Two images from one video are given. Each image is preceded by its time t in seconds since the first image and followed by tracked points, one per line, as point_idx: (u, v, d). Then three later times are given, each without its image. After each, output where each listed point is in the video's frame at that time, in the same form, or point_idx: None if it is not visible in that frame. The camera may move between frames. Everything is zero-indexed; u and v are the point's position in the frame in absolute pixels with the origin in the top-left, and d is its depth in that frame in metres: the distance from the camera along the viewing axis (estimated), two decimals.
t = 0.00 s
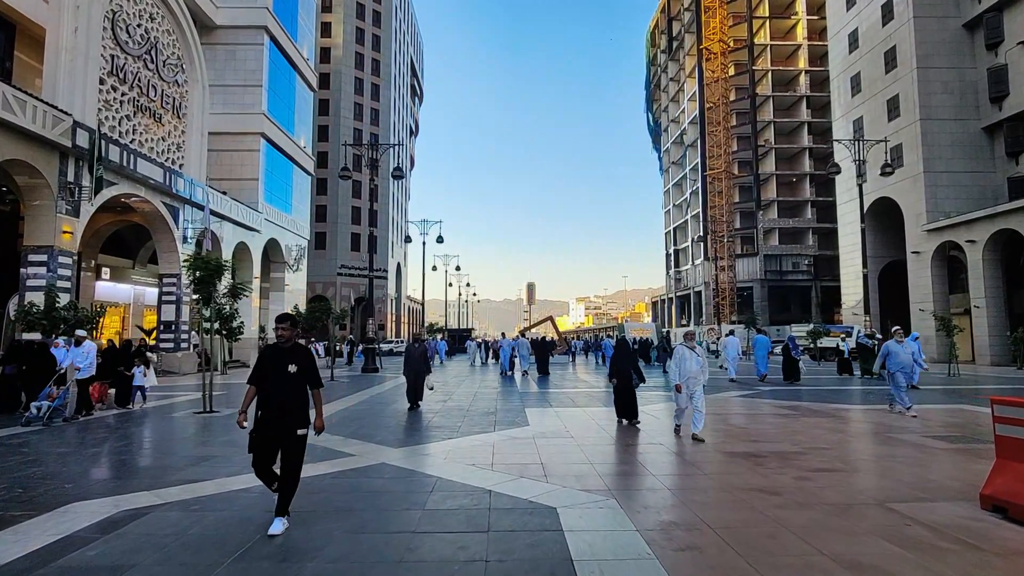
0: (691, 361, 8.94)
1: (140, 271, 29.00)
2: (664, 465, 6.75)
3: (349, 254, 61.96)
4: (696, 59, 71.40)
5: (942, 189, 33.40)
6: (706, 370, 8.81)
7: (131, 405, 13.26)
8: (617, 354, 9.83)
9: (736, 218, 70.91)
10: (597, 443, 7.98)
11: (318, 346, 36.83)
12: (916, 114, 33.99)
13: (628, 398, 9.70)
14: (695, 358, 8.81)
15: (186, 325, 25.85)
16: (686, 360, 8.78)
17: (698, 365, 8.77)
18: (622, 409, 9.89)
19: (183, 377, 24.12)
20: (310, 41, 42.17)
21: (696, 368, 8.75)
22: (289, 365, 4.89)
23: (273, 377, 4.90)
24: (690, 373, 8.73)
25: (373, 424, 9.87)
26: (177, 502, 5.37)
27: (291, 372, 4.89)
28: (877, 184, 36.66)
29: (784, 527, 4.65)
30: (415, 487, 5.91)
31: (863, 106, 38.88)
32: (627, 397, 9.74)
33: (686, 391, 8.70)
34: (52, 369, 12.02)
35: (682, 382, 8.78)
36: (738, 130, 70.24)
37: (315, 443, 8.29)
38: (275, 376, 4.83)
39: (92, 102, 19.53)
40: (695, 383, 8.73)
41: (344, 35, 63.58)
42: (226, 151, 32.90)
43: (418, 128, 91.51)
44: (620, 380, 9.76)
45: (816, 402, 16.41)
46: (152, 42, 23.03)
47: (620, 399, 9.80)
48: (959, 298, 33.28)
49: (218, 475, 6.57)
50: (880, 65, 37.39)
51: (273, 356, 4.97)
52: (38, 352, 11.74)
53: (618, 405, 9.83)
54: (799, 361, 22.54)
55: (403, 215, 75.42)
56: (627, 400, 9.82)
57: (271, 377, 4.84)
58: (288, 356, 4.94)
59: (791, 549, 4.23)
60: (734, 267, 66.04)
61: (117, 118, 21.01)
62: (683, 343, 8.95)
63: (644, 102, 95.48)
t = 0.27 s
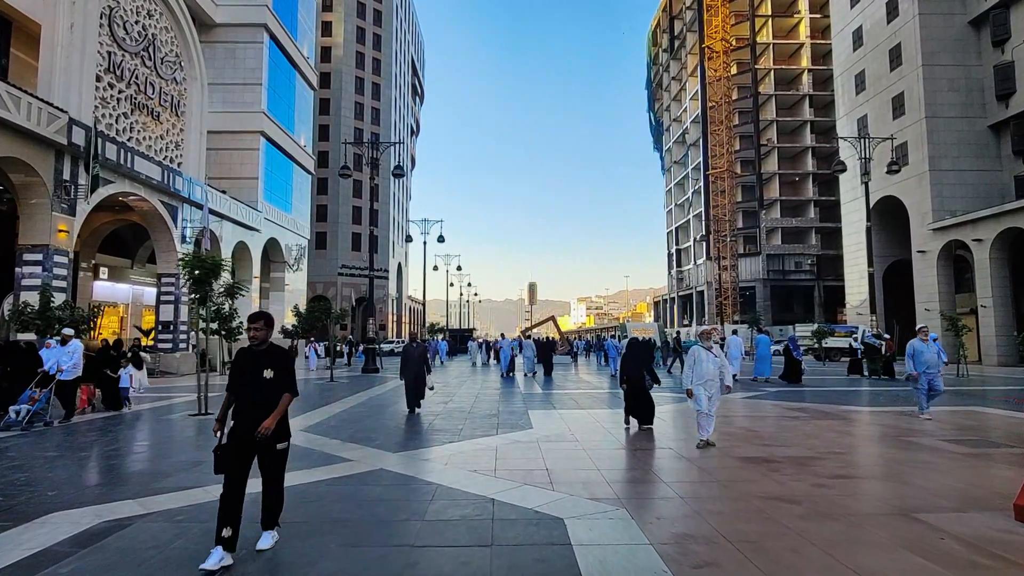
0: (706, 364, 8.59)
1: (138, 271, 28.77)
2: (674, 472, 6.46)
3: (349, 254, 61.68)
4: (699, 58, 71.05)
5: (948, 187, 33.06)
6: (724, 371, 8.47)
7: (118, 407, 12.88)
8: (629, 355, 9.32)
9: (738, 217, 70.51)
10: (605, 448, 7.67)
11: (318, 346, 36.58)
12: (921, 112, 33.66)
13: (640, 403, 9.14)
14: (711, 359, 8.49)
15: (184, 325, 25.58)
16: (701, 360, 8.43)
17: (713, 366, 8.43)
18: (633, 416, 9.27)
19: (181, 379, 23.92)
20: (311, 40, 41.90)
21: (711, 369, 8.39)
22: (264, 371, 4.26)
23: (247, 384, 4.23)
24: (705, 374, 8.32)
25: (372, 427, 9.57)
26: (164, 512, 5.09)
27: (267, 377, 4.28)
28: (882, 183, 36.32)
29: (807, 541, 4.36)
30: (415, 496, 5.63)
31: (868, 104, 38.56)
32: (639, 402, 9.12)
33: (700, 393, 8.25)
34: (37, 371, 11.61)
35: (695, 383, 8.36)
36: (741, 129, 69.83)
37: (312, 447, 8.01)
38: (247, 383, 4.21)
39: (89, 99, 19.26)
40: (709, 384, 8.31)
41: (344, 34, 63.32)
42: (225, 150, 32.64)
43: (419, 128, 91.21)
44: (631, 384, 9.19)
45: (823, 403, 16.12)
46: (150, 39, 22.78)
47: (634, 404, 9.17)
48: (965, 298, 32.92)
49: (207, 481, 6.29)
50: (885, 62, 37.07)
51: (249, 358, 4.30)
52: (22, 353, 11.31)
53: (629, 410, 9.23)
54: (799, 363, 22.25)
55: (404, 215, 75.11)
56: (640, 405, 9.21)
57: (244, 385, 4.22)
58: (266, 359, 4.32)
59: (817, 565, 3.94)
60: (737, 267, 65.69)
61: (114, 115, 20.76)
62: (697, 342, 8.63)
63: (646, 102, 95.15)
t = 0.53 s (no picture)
0: (723, 366, 7.96)
1: (137, 271, 28.59)
2: (684, 477, 6.16)
3: (350, 254, 61.43)
4: (700, 57, 70.67)
5: (954, 186, 32.70)
6: (742, 374, 7.83)
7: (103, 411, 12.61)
8: (640, 356, 8.77)
9: (741, 217, 70.14)
10: (610, 453, 7.36)
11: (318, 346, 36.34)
12: (927, 109, 33.32)
13: (649, 408, 8.56)
14: (727, 362, 7.80)
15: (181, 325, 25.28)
16: (716, 364, 7.78)
17: (729, 370, 7.78)
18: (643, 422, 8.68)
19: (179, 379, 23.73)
20: (311, 38, 41.61)
21: (727, 374, 7.76)
22: (220, 375, 3.62)
23: (200, 394, 3.57)
24: (720, 379, 7.72)
25: (369, 430, 9.28)
26: (144, 522, 4.81)
27: (223, 381, 3.64)
28: (887, 181, 35.98)
29: (831, 556, 4.05)
30: (412, 504, 5.34)
31: (872, 102, 38.23)
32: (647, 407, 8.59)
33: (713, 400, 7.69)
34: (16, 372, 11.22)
35: (710, 389, 7.78)
36: (743, 128, 69.50)
37: (306, 450, 7.72)
38: (202, 390, 3.58)
39: (84, 96, 18.97)
40: (724, 391, 7.74)
41: (345, 33, 63.10)
42: (223, 149, 32.37)
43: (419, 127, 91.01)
44: (642, 387, 8.63)
45: (831, 405, 15.79)
46: (147, 36, 22.52)
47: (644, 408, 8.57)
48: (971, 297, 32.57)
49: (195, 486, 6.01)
50: (889, 60, 36.75)
51: (195, 361, 3.69)
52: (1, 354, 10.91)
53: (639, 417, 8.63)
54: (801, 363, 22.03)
55: (405, 215, 74.86)
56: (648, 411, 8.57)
57: (196, 393, 3.59)
58: (222, 360, 3.68)
59: None
60: (739, 267, 65.41)
61: (111, 112, 20.49)
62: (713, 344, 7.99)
63: (647, 101, 94.92)
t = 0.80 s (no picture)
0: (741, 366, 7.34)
1: (134, 270, 28.32)
2: (695, 485, 5.82)
3: (350, 253, 61.17)
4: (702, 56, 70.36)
5: (959, 184, 32.34)
6: (761, 374, 7.23)
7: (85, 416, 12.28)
8: (646, 359, 8.38)
9: (743, 216, 69.79)
10: (616, 458, 7.03)
11: (318, 346, 36.03)
12: (932, 107, 32.96)
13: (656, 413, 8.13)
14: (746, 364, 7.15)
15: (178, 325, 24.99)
16: (733, 365, 7.20)
17: (748, 371, 7.14)
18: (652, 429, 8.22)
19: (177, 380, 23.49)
20: (310, 36, 41.31)
21: (746, 376, 7.15)
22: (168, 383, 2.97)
23: (145, 404, 2.93)
24: (738, 382, 7.15)
25: (365, 433, 8.95)
26: (123, 533, 4.52)
27: (173, 390, 2.98)
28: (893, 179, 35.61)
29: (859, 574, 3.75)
30: (407, 514, 5.04)
31: (877, 100, 37.89)
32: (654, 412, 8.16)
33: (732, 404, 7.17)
34: None
35: (729, 392, 7.22)
36: (745, 127, 69.16)
37: (298, 455, 7.40)
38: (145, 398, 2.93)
39: (79, 92, 18.69)
40: (744, 394, 7.16)
41: (345, 32, 62.85)
42: (222, 147, 32.09)
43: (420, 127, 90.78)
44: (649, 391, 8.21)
45: (839, 406, 15.48)
46: (144, 32, 22.24)
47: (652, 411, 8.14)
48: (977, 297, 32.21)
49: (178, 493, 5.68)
50: (894, 57, 36.42)
51: (138, 363, 3.02)
52: None
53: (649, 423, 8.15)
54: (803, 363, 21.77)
55: (405, 215, 74.57)
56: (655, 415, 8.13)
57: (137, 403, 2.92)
58: (172, 364, 3.04)
59: None
60: (741, 266, 65.10)
61: (106, 109, 20.21)
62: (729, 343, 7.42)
63: (649, 100, 94.64)
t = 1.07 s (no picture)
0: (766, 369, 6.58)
1: (131, 269, 28.03)
2: (708, 493, 5.52)
3: (350, 253, 60.85)
4: (704, 54, 70.00)
5: (965, 182, 32.01)
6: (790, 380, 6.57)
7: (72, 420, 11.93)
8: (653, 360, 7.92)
9: (745, 215, 69.43)
10: (623, 463, 6.75)
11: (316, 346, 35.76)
12: (937, 104, 32.65)
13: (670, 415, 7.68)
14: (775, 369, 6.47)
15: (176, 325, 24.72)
16: (761, 371, 6.48)
17: (777, 377, 6.46)
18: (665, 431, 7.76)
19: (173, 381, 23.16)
20: (310, 34, 41.03)
21: (776, 382, 6.46)
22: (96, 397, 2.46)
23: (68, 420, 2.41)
24: (766, 389, 6.44)
25: (362, 437, 8.64)
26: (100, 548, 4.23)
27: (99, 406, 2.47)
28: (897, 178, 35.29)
29: None
30: (405, 525, 4.73)
31: (881, 98, 37.56)
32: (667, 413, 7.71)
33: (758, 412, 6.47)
34: None
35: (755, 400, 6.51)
36: (747, 126, 68.85)
37: (292, 460, 7.10)
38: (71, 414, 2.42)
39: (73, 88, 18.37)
40: (772, 403, 6.46)
41: (345, 30, 62.50)
42: (220, 145, 31.79)
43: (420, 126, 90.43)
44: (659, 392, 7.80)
45: (846, 407, 15.18)
46: (140, 27, 21.93)
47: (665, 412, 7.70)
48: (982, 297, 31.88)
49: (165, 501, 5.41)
50: (898, 54, 36.10)
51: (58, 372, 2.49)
52: None
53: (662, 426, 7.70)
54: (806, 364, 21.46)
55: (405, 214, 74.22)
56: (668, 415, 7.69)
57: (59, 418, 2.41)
58: (99, 374, 2.52)
59: None
60: (743, 266, 64.78)
61: (101, 106, 19.89)
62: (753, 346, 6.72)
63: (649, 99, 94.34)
